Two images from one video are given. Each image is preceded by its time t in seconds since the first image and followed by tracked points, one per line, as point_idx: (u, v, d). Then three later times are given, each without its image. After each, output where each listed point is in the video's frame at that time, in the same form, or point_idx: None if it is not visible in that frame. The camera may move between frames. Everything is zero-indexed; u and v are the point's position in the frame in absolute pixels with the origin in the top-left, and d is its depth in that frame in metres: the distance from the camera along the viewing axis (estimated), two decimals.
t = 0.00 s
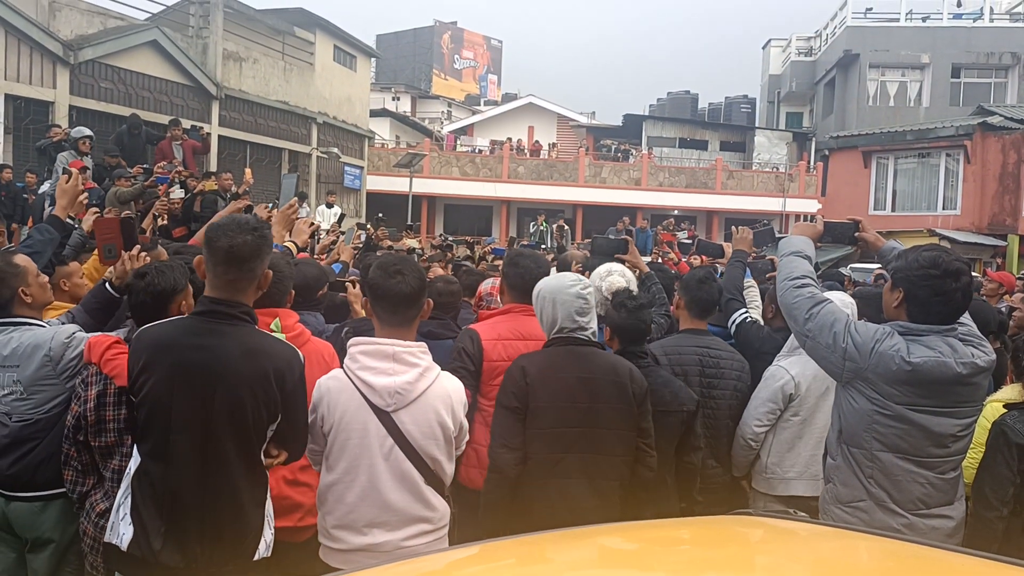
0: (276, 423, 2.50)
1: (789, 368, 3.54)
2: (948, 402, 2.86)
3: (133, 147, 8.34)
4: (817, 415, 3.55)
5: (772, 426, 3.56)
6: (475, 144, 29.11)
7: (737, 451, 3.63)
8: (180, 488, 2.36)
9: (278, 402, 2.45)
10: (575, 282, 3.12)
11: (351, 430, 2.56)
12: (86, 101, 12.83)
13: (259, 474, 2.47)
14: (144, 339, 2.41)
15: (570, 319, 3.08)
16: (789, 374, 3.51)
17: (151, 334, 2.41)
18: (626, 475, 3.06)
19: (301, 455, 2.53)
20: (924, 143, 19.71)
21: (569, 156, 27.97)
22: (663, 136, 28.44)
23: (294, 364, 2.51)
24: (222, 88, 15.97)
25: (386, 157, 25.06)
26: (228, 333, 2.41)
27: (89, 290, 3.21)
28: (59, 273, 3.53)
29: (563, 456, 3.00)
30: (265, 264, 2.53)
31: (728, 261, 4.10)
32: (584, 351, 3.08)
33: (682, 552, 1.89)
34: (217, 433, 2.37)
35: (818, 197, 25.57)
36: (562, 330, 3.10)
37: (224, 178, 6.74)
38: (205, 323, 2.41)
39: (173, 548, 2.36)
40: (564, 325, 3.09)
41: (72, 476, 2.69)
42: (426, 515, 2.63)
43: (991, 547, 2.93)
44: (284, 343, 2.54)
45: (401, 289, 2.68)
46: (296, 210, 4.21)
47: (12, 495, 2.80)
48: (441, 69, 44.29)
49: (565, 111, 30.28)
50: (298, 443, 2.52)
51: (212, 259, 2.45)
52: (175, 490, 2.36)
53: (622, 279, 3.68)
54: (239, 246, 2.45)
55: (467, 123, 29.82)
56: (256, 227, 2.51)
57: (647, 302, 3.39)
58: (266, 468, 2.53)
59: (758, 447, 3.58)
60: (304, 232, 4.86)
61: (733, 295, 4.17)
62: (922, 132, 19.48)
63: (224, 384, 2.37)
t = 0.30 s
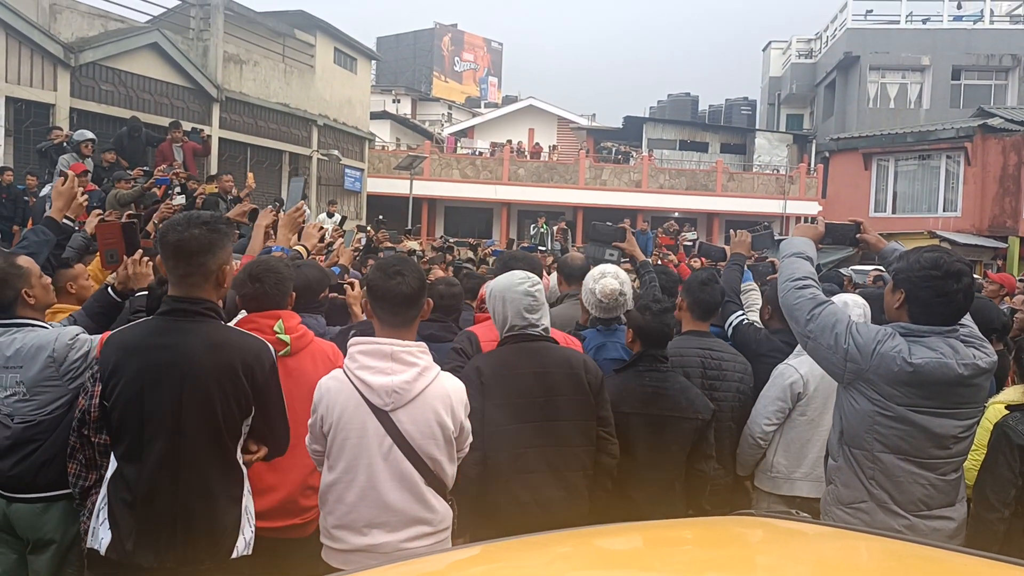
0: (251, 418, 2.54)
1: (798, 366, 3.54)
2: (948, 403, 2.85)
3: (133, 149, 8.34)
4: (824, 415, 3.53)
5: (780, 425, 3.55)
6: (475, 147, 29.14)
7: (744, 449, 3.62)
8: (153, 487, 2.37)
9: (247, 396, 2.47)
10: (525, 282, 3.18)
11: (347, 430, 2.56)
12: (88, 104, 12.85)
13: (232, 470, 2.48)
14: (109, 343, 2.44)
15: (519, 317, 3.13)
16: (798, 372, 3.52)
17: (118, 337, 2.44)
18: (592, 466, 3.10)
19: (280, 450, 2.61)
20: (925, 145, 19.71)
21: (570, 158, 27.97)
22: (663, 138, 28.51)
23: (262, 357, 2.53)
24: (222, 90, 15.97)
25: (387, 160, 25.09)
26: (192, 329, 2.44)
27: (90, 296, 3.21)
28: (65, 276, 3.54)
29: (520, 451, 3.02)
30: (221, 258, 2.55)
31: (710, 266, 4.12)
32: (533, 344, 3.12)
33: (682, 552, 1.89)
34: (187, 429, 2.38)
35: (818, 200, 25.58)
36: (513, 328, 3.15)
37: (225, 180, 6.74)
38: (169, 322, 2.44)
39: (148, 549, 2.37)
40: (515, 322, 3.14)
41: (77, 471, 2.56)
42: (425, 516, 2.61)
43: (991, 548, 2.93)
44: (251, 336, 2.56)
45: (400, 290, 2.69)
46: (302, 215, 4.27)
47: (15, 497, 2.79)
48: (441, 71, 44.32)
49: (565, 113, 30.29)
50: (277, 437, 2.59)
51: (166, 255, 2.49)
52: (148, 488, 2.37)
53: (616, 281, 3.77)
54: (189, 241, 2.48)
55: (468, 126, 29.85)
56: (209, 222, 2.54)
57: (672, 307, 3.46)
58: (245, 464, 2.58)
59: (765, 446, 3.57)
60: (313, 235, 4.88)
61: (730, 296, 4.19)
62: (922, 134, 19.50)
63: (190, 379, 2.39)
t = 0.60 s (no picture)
0: (225, 415, 2.54)
1: (806, 370, 3.51)
2: (950, 404, 2.84)
3: (133, 149, 8.33)
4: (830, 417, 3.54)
5: (787, 430, 3.54)
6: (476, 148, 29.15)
7: (751, 452, 3.61)
8: (126, 488, 2.37)
9: (216, 394, 2.47)
10: (503, 283, 3.19)
11: (349, 428, 2.57)
12: (88, 105, 12.86)
13: (206, 469, 2.47)
14: (80, 347, 2.44)
15: (498, 317, 3.14)
16: (806, 376, 3.48)
17: (88, 341, 2.44)
18: (574, 464, 3.09)
19: (258, 449, 2.61)
20: (925, 146, 19.70)
21: (570, 159, 27.98)
22: (663, 140, 28.54)
23: (232, 354, 2.52)
24: (223, 92, 15.96)
25: (387, 161, 25.10)
26: (158, 328, 2.43)
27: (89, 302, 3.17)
28: (73, 277, 3.49)
29: (504, 449, 3.02)
30: (181, 256, 2.52)
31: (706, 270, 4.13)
32: (515, 344, 3.12)
33: (684, 554, 1.88)
34: (157, 429, 2.37)
35: (819, 201, 25.57)
36: (493, 328, 3.16)
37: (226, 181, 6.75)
38: (136, 322, 2.44)
39: (122, 550, 2.37)
40: (494, 323, 3.15)
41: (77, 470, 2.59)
42: (425, 517, 2.60)
43: (993, 548, 2.93)
44: (221, 333, 2.54)
45: (405, 289, 2.69)
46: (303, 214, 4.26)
47: (18, 499, 2.79)
48: (442, 72, 44.34)
49: (565, 115, 30.30)
50: (252, 435, 2.59)
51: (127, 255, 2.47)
52: (121, 490, 2.36)
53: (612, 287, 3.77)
54: (149, 239, 2.46)
55: (468, 127, 29.88)
56: (171, 220, 2.53)
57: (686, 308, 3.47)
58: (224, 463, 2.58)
59: (773, 450, 3.56)
60: (318, 236, 4.88)
61: (729, 301, 4.23)
62: (923, 135, 19.50)
63: (158, 378, 2.38)
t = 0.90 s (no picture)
0: (206, 413, 2.53)
1: (813, 372, 3.49)
2: (950, 404, 2.84)
3: (133, 148, 8.33)
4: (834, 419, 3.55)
5: (794, 431, 3.53)
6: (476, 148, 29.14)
7: (756, 452, 3.61)
8: (107, 488, 2.36)
9: (195, 391, 2.45)
10: (511, 282, 3.18)
11: (353, 428, 2.56)
12: (88, 106, 12.87)
13: (188, 469, 2.45)
14: (60, 350, 2.45)
15: (506, 315, 3.13)
16: (813, 378, 3.47)
17: (67, 344, 2.45)
18: (568, 470, 3.08)
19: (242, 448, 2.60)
20: (925, 146, 19.68)
21: (570, 160, 27.97)
22: (664, 140, 28.55)
23: (210, 352, 2.49)
24: (223, 92, 15.97)
25: (387, 161, 25.10)
26: (133, 326, 2.42)
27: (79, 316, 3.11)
28: (77, 277, 3.40)
29: (503, 450, 3.02)
30: (152, 255, 2.51)
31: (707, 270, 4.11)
32: (522, 346, 3.11)
33: (686, 554, 1.87)
34: (136, 428, 2.36)
35: (819, 201, 25.55)
36: (500, 327, 3.15)
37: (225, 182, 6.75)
38: (112, 322, 2.43)
39: (104, 551, 2.36)
40: (500, 321, 3.14)
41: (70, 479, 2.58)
42: (425, 517, 2.60)
43: (994, 548, 2.92)
44: (199, 331, 2.53)
45: (409, 289, 2.68)
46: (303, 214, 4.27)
47: (16, 504, 2.77)
48: (442, 73, 44.34)
49: (566, 115, 30.31)
50: (235, 433, 2.58)
51: (103, 255, 2.48)
52: (102, 490, 2.36)
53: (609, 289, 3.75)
54: (126, 238, 2.48)
55: (468, 127, 29.88)
56: (146, 218, 2.54)
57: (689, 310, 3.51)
58: (206, 462, 2.56)
59: (779, 451, 3.55)
60: (323, 236, 4.87)
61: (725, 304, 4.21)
62: (923, 135, 19.49)
63: (135, 377, 2.37)
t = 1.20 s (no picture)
0: (199, 411, 2.52)
1: (815, 372, 3.49)
2: (951, 403, 2.83)
3: (133, 148, 8.32)
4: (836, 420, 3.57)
5: (798, 433, 3.52)
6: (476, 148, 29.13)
7: (759, 454, 3.59)
8: (101, 488, 2.36)
9: (188, 389, 2.44)
10: (533, 280, 3.18)
11: (348, 427, 2.56)
12: (88, 105, 12.86)
13: (182, 468, 2.45)
14: (52, 351, 2.45)
15: (527, 315, 3.14)
16: (816, 379, 3.47)
17: (58, 346, 2.44)
18: (578, 474, 3.08)
19: (238, 445, 2.60)
20: (925, 146, 19.69)
21: (570, 159, 27.96)
22: (664, 140, 28.54)
23: (200, 348, 2.48)
24: (223, 92, 15.96)
25: (388, 161, 25.10)
26: (122, 326, 2.42)
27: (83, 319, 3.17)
28: (73, 276, 3.40)
29: (513, 453, 3.02)
30: (133, 253, 2.50)
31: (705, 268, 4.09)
32: (541, 348, 3.11)
33: (685, 552, 1.87)
34: (128, 428, 2.36)
35: (819, 201, 25.52)
36: (519, 326, 3.16)
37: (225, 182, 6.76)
38: (101, 322, 2.43)
39: (101, 552, 2.36)
40: (521, 322, 3.16)
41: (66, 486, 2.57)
42: (419, 517, 2.59)
43: (994, 547, 2.91)
44: (189, 327, 2.52)
45: (404, 287, 2.68)
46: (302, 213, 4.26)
47: (16, 506, 2.77)
48: (442, 73, 44.33)
49: (565, 115, 30.31)
50: (231, 431, 2.58)
51: (96, 254, 2.49)
52: (98, 489, 2.36)
53: (614, 279, 3.81)
54: (118, 237, 2.49)
55: (468, 127, 29.87)
56: (136, 216, 2.54)
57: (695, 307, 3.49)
58: (202, 460, 2.55)
59: (783, 453, 3.54)
60: (324, 235, 4.86)
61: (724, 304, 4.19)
62: (923, 135, 19.47)
63: (125, 375, 2.37)
